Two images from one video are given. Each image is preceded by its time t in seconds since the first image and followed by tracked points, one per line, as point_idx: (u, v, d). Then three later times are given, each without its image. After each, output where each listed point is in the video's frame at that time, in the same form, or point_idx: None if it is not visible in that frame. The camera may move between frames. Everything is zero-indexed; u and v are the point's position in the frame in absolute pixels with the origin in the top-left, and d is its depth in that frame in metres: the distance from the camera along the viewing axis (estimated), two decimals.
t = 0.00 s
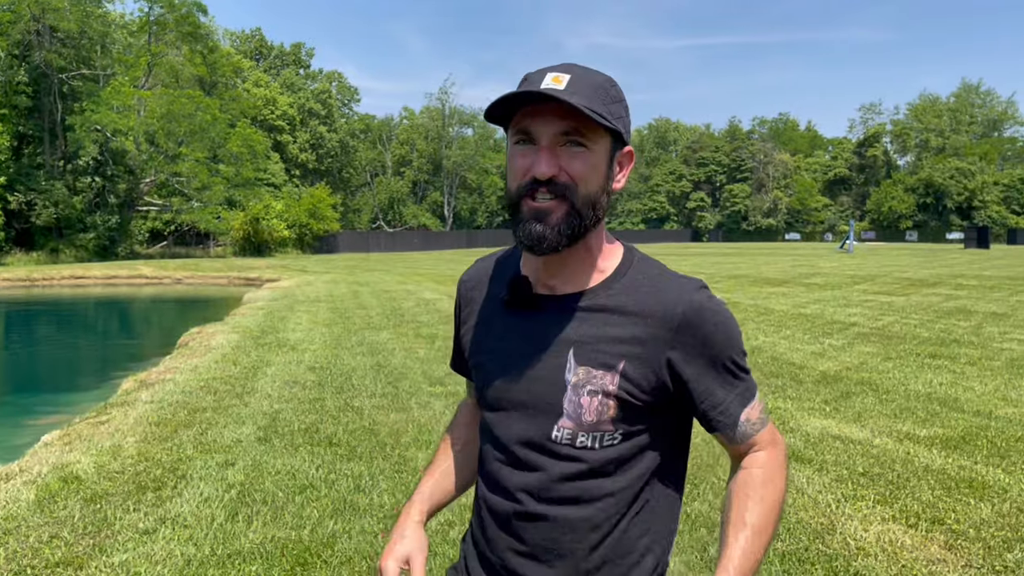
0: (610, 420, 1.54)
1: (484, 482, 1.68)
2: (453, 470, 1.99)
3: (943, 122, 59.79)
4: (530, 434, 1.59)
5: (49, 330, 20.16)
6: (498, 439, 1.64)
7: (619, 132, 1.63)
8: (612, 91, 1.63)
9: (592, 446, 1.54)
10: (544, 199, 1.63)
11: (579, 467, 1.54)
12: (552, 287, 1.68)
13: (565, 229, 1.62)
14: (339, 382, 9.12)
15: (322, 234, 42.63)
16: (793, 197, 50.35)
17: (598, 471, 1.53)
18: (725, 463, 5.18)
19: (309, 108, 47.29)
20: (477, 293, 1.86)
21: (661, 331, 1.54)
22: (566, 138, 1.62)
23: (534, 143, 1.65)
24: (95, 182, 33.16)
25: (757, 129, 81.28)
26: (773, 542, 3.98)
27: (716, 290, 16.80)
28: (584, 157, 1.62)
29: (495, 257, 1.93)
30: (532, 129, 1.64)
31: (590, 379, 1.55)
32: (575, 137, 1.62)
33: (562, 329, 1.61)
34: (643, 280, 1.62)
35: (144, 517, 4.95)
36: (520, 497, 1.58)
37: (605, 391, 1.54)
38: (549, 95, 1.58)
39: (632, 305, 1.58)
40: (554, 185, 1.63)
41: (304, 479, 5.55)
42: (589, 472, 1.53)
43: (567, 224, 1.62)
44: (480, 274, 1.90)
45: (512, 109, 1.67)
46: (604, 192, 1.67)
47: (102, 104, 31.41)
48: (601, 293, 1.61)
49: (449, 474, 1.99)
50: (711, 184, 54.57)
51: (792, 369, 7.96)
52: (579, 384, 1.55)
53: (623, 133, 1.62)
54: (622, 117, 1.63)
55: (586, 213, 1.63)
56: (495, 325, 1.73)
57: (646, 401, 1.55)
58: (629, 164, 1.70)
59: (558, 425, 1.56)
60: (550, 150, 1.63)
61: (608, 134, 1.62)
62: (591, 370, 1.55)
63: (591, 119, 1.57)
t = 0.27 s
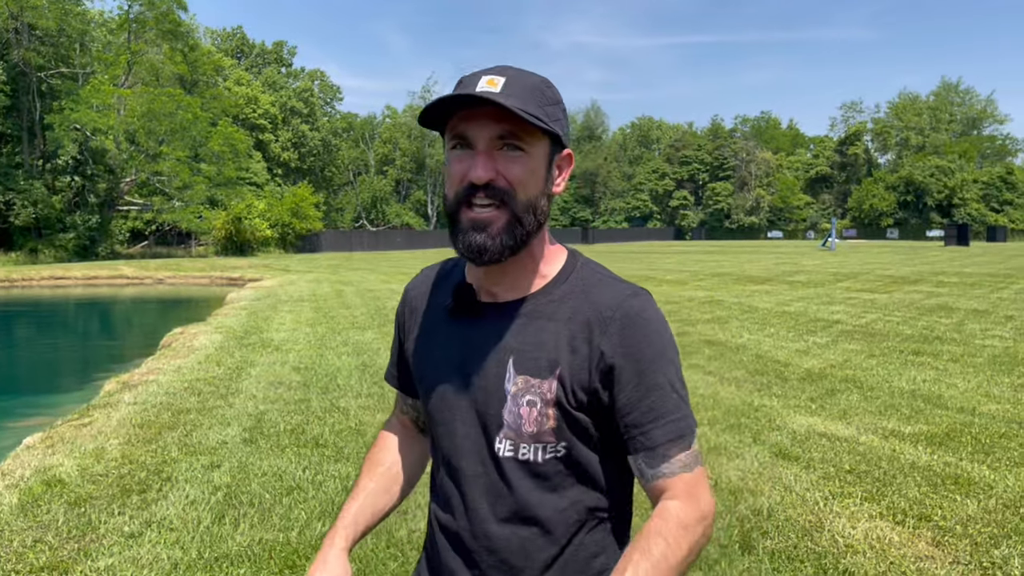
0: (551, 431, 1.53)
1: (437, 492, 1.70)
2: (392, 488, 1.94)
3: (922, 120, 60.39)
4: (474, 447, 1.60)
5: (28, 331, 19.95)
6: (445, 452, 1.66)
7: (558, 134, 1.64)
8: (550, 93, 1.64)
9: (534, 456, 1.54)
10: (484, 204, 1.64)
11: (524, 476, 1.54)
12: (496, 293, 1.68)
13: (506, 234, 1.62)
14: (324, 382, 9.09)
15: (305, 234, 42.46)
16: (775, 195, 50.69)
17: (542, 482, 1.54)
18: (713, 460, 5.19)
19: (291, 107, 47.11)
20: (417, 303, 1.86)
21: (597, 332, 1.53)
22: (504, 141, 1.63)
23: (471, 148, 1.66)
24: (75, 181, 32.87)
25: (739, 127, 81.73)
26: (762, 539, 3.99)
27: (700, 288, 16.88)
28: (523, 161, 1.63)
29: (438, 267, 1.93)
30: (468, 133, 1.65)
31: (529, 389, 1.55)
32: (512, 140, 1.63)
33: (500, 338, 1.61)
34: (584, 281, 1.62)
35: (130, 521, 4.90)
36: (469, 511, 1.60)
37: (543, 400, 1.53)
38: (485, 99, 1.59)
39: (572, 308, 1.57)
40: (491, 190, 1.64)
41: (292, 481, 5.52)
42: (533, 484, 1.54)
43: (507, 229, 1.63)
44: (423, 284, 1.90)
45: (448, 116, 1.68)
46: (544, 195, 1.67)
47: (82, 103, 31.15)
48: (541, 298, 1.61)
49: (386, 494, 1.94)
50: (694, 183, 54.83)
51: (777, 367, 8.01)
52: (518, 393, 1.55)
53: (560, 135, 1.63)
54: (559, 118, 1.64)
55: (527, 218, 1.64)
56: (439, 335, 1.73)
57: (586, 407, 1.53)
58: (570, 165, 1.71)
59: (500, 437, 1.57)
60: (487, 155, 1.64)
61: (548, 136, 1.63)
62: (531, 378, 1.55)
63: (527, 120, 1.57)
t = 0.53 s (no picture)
0: (463, 415, 1.44)
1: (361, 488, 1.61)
2: (320, 514, 1.94)
3: (930, 118, 60.23)
4: (384, 435, 1.53)
5: (37, 329, 20.06)
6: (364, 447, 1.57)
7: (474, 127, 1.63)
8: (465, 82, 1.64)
9: (453, 445, 1.44)
10: (406, 197, 1.59)
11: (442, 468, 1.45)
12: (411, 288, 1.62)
13: (431, 226, 1.57)
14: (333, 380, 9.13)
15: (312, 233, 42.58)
16: (782, 194, 50.65)
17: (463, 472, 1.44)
18: (724, 458, 5.21)
19: (298, 107, 47.27)
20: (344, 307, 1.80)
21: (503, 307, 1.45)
22: (425, 135, 1.59)
23: (390, 140, 1.61)
24: (84, 180, 33.06)
25: (746, 125, 81.63)
26: (775, 537, 4.01)
27: (707, 287, 16.89)
28: (445, 152, 1.59)
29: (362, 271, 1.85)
30: (387, 123, 1.60)
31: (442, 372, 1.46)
32: (432, 132, 1.59)
33: (412, 325, 1.53)
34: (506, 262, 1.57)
35: (144, 517, 4.93)
36: (385, 501, 1.53)
37: (456, 381, 1.44)
38: (401, 89, 1.55)
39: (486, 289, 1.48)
40: (411, 184, 1.60)
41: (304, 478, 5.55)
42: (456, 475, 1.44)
43: (428, 219, 1.58)
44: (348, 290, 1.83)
45: (362, 109, 1.62)
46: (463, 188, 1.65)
47: (90, 103, 31.33)
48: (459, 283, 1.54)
49: (317, 519, 1.94)
50: (700, 182, 54.83)
51: (786, 365, 8.00)
52: (430, 377, 1.47)
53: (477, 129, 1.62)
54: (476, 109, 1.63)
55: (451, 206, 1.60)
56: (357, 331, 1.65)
57: (496, 387, 1.43)
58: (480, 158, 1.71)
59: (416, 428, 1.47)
60: (407, 147, 1.59)
61: (466, 130, 1.60)
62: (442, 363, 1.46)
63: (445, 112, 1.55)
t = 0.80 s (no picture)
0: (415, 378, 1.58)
1: (327, 462, 1.75)
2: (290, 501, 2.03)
3: (959, 115, 59.46)
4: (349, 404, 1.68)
5: (67, 326, 20.36)
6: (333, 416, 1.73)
7: (443, 116, 1.61)
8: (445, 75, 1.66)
9: (408, 405, 1.58)
10: (351, 178, 1.56)
11: (398, 431, 1.60)
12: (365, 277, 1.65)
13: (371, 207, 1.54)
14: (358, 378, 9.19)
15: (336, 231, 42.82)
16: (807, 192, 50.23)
17: (414, 429, 1.58)
18: (752, 458, 5.18)
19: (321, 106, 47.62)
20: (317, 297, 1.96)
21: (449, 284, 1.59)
22: (381, 116, 1.59)
23: (348, 122, 1.62)
24: (112, 179, 33.50)
25: (770, 124, 81.06)
26: (805, 537, 3.99)
27: (732, 286, 16.80)
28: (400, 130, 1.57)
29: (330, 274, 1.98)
30: (347, 101, 1.62)
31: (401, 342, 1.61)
32: (389, 115, 1.59)
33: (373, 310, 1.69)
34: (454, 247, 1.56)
35: (176, 511, 5.00)
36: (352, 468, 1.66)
37: (407, 348, 1.59)
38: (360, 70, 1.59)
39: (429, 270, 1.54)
40: (359, 163, 1.57)
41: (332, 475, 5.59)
42: (408, 432, 1.59)
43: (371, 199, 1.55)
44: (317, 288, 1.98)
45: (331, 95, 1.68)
46: (426, 175, 1.60)
47: (118, 102, 31.76)
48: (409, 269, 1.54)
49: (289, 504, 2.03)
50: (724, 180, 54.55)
51: (813, 365, 7.96)
52: (389, 347, 1.62)
53: (442, 118, 1.60)
54: (444, 101, 1.62)
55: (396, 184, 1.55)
56: (331, 320, 1.85)
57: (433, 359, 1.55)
58: (454, 150, 1.65)
59: (378, 393, 1.63)
60: (360, 127, 1.59)
61: (428, 114, 1.59)
62: (398, 332, 1.62)
63: (402, 96, 1.55)
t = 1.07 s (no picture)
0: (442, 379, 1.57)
1: (348, 464, 1.75)
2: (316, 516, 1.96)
3: (1001, 111, 58.16)
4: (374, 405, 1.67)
5: (106, 321, 20.74)
6: (354, 418, 1.73)
7: (465, 113, 1.61)
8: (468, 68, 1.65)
9: (432, 409, 1.57)
10: (372, 175, 1.58)
11: (419, 432, 1.59)
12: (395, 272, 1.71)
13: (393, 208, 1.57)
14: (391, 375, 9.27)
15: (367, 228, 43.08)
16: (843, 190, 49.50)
17: (437, 436, 1.56)
18: (789, 458, 5.14)
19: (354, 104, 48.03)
20: (336, 297, 1.94)
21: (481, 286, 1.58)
22: (399, 113, 1.59)
23: (366, 117, 1.63)
24: (149, 176, 34.04)
25: (806, 120, 80.07)
26: (844, 539, 3.95)
27: (766, 284, 16.61)
28: (418, 130, 1.58)
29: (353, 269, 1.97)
30: (364, 100, 1.63)
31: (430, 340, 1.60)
32: (407, 111, 1.59)
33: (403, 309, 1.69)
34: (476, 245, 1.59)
35: (215, 504, 5.08)
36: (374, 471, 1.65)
37: (437, 348, 1.59)
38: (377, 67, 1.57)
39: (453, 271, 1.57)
40: (378, 162, 1.58)
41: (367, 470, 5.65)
42: (430, 436, 1.57)
43: (393, 199, 1.58)
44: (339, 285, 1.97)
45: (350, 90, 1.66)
46: (447, 173, 1.61)
47: (154, 101, 32.34)
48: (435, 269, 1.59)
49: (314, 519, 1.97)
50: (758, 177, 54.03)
51: (850, 365, 7.87)
52: (416, 349, 1.62)
53: (464, 112, 1.60)
54: (466, 96, 1.61)
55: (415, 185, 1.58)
56: (354, 317, 1.84)
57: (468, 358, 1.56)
58: (479, 143, 1.65)
59: (400, 397, 1.62)
60: (377, 125, 1.60)
61: (446, 111, 1.59)
62: (424, 332, 1.61)
63: (419, 91, 1.55)
